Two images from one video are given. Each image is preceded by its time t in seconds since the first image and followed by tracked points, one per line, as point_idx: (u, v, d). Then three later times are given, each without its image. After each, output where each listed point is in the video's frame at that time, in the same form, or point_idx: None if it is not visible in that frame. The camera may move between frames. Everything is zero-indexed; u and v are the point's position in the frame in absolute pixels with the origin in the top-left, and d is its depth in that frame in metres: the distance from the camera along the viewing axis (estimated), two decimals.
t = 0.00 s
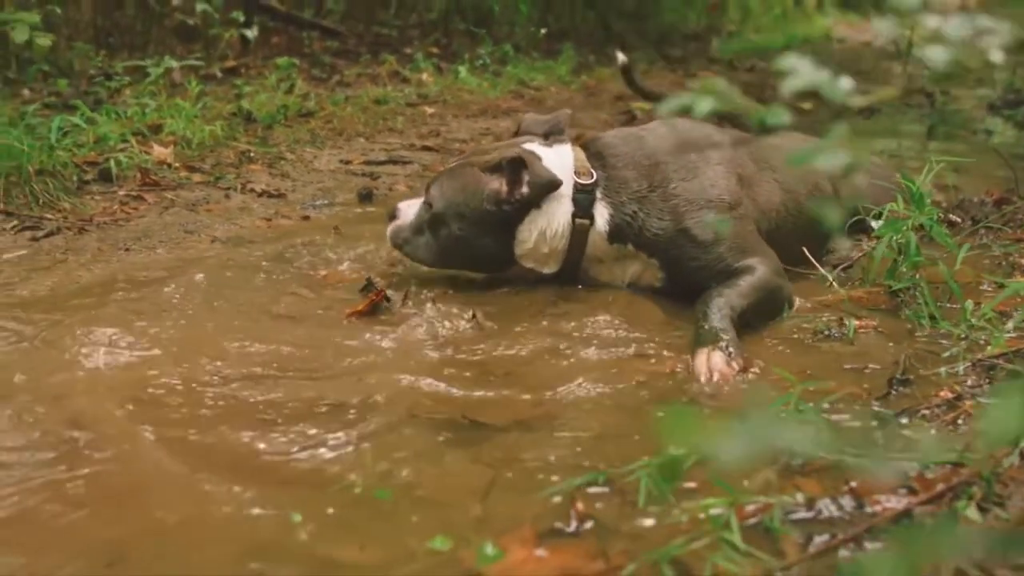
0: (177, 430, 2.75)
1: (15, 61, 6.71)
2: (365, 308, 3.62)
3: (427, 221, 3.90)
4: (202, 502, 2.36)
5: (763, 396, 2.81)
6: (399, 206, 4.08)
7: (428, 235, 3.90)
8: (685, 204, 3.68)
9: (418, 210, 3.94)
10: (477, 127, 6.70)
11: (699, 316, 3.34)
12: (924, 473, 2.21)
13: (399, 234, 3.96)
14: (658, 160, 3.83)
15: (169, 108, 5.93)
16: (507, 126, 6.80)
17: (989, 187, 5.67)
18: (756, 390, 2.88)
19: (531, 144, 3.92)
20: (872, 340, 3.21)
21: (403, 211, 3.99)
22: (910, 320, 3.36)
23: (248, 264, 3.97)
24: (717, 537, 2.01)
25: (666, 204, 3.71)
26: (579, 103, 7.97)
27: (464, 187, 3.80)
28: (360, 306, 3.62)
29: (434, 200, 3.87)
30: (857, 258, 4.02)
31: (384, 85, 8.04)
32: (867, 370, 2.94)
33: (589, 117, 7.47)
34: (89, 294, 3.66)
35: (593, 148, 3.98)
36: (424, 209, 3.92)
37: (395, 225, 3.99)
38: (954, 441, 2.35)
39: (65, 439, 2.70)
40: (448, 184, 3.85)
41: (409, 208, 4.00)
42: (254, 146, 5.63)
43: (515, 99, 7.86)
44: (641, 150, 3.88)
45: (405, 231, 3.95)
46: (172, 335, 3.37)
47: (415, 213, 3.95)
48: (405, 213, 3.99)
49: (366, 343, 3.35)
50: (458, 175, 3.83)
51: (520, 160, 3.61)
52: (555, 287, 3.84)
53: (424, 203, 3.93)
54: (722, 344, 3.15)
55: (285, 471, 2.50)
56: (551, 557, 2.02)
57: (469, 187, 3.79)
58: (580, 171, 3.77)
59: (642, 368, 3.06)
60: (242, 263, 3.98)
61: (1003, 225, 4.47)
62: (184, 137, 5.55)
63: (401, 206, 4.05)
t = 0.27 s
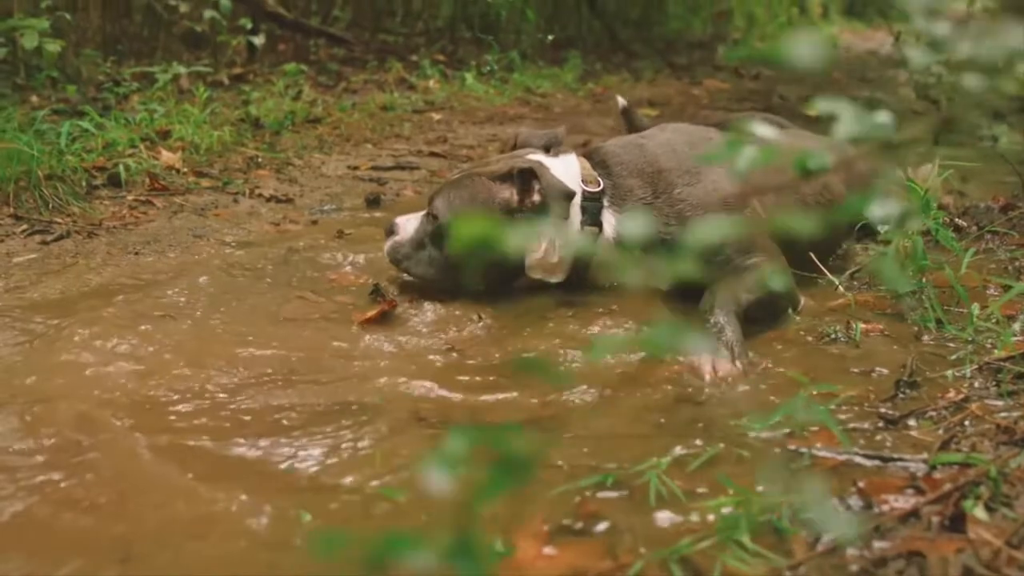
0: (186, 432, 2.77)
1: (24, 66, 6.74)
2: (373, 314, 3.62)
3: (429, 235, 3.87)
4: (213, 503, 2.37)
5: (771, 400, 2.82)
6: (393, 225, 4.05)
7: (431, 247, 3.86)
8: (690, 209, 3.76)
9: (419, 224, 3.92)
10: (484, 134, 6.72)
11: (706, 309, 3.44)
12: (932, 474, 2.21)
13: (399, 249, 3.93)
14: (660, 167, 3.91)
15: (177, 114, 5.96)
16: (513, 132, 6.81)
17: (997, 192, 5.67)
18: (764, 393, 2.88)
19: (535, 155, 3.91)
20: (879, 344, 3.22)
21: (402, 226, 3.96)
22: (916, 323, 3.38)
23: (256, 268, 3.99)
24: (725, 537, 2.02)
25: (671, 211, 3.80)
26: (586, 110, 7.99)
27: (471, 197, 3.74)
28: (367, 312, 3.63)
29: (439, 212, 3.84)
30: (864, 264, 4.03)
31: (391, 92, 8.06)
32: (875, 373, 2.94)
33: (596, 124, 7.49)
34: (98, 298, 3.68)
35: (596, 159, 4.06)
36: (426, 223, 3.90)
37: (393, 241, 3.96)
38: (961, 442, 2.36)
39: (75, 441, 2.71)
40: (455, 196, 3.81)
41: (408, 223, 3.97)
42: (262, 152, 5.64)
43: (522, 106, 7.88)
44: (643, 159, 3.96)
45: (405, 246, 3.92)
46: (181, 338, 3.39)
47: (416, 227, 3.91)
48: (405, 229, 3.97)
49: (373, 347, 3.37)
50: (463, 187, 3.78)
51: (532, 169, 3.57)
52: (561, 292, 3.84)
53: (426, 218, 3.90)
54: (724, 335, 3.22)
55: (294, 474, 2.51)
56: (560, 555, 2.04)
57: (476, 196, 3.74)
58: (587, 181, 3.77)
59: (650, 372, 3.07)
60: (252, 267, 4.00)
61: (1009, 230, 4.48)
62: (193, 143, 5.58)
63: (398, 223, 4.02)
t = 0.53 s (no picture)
0: (190, 435, 2.78)
1: (27, 73, 6.75)
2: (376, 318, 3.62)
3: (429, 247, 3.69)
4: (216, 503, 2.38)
5: (774, 403, 2.83)
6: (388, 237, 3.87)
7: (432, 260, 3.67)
8: (694, 216, 3.80)
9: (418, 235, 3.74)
10: (487, 140, 6.74)
11: (707, 308, 3.50)
12: (935, 476, 2.22)
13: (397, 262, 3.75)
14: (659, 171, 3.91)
15: (181, 121, 5.97)
16: (515, 139, 6.83)
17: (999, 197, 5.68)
18: (767, 397, 2.89)
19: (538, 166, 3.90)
20: (882, 348, 3.23)
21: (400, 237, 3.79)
22: (916, 327, 3.40)
23: (259, 272, 4.00)
24: (729, 538, 2.02)
25: (675, 216, 3.83)
26: (588, 117, 8.00)
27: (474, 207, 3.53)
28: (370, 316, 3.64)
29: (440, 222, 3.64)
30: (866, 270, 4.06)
31: (394, 99, 8.08)
32: (877, 377, 2.95)
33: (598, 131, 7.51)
34: (102, 302, 3.69)
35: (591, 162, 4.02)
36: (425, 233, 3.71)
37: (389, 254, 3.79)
38: (964, 445, 2.36)
39: (79, 443, 2.72)
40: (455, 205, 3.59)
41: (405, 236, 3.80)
42: (265, 158, 5.66)
43: (524, 113, 7.90)
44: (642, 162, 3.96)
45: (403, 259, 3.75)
46: (185, 342, 3.40)
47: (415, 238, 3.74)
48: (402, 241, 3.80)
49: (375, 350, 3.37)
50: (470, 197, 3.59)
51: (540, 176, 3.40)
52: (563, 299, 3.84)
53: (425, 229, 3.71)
54: (725, 337, 3.28)
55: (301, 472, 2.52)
56: (563, 555, 2.05)
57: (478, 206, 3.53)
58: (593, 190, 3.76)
59: (653, 376, 3.07)
60: (255, 271, 4.01)
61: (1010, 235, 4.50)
62: (196, 149, 5.59)
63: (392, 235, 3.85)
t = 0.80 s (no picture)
0: (193, 437, 2.79)
1: (30, 81, 6.77)
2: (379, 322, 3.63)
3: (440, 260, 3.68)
4: (217, 504, 2.39)
5: (775, 410, 2.84)
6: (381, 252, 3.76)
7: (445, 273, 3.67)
8: (694, 227, 3.83)
9: (424, 248, 3.71)
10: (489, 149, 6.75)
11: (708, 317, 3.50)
12: (937, 480, 2.23)
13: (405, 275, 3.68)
14: (661, 185, 3.96)
15: (183, 128, 5.99)
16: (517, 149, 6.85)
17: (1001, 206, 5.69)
18: (769, 403, 2.90)
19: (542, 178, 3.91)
20: (883, 354, 3.24)
21: (403, 250, 3.71)
22: (917, 333, 3.41)
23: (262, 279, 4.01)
24: (732, 540, 2.03)
25: (676, 228, 3.85)
26: (589, 126, 8.02)
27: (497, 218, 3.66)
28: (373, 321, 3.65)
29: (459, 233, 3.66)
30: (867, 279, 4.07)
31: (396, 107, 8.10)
32: (878, 383, 2.96)
33: (600, 141, 7.52)
34: (106, 307, 3.70)
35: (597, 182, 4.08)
36: (434, 246, 3.69)
37: (393, 268, 3.70)
38: (966, 449, 2.37)
39: (83, 445, 2.73)
40: (474, 217, 3.67)
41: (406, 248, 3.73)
42: (268, 166, 5.67)
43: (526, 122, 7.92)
44: (643, 176, 4.01)
45: (410, 273, 3.68)
46: (188, 347, 3.41)
47: (422, 252, 3.70)
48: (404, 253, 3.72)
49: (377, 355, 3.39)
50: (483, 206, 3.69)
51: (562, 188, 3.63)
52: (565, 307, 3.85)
53: (433, 243, 3.70)
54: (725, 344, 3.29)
55: (308, 475, 2.52)
56: (566, 555, 2.06)
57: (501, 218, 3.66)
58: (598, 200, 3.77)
59: (655, 383, 3.09)
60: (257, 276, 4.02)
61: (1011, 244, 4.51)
62: (199, 156, 5.61)
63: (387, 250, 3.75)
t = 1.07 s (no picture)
0: (198, 440, 2.79)
1: (35, 89, 6.79)
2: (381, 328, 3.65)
3: (463, 267, 3.58)
4: (222, 506, 2.39)
5: (780, 414, 2.85)
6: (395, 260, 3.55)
7: (468, 280, 3.59)
8: (697, 237, 3.82)
9: (445, 256, 3.58)
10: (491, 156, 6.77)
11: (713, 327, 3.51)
12: (941, 483, 2.24)
13: (431, 285, 3.54)
14: (663, 192, 3.94)
15: (187, 135, 6.00)
16: (519, 158, 6.86)
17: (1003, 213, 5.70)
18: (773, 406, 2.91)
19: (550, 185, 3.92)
20: (885, 359, 3.25)
21: (425, 258, 3.56)
22: (919, 339, 3.41)
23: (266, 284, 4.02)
24: (737, 542, 2.04)
25: (679, 237, 3.84)
26: (591, 134, 8.04)
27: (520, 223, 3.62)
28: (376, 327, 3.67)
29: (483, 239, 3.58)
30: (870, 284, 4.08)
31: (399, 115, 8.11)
32: (882, 388, 2.97)
33: (602, 148, 7.53)
34: (110, 311, 3.71)
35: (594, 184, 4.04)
36: (456, 253, 3.58)
37: (418, 278, 3.53)
38: (970, 452, 2.38)
39: (87, 447, 2.74)
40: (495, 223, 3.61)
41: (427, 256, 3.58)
42: (271, 172, 5.69)
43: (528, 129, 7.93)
44: (645, 181, 3.98)
45: (436, 281, 3.55)
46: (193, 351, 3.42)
47: (443, 259, 3.58)
48: (426, 262, 3.56)
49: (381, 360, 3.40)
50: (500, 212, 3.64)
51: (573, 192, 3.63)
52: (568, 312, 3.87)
53: (454, 250, 3.58)
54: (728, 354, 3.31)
55: (312, 479, 2.53)
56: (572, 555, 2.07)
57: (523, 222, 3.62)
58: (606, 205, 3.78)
59: (659, 387, 3.09)
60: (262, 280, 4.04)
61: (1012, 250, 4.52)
62: (203, 163, 5.62)
63: (405, 257, 3.56)
